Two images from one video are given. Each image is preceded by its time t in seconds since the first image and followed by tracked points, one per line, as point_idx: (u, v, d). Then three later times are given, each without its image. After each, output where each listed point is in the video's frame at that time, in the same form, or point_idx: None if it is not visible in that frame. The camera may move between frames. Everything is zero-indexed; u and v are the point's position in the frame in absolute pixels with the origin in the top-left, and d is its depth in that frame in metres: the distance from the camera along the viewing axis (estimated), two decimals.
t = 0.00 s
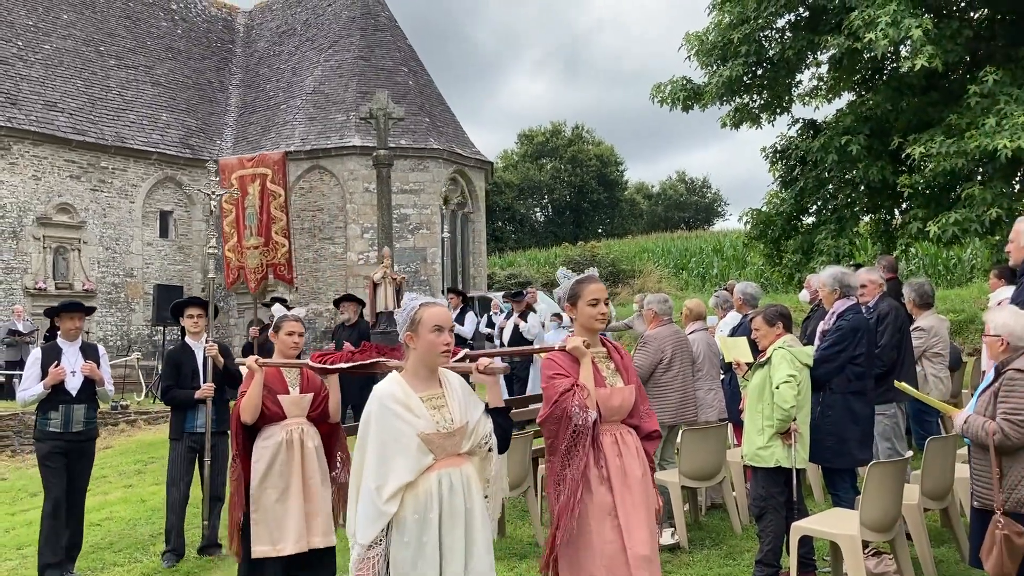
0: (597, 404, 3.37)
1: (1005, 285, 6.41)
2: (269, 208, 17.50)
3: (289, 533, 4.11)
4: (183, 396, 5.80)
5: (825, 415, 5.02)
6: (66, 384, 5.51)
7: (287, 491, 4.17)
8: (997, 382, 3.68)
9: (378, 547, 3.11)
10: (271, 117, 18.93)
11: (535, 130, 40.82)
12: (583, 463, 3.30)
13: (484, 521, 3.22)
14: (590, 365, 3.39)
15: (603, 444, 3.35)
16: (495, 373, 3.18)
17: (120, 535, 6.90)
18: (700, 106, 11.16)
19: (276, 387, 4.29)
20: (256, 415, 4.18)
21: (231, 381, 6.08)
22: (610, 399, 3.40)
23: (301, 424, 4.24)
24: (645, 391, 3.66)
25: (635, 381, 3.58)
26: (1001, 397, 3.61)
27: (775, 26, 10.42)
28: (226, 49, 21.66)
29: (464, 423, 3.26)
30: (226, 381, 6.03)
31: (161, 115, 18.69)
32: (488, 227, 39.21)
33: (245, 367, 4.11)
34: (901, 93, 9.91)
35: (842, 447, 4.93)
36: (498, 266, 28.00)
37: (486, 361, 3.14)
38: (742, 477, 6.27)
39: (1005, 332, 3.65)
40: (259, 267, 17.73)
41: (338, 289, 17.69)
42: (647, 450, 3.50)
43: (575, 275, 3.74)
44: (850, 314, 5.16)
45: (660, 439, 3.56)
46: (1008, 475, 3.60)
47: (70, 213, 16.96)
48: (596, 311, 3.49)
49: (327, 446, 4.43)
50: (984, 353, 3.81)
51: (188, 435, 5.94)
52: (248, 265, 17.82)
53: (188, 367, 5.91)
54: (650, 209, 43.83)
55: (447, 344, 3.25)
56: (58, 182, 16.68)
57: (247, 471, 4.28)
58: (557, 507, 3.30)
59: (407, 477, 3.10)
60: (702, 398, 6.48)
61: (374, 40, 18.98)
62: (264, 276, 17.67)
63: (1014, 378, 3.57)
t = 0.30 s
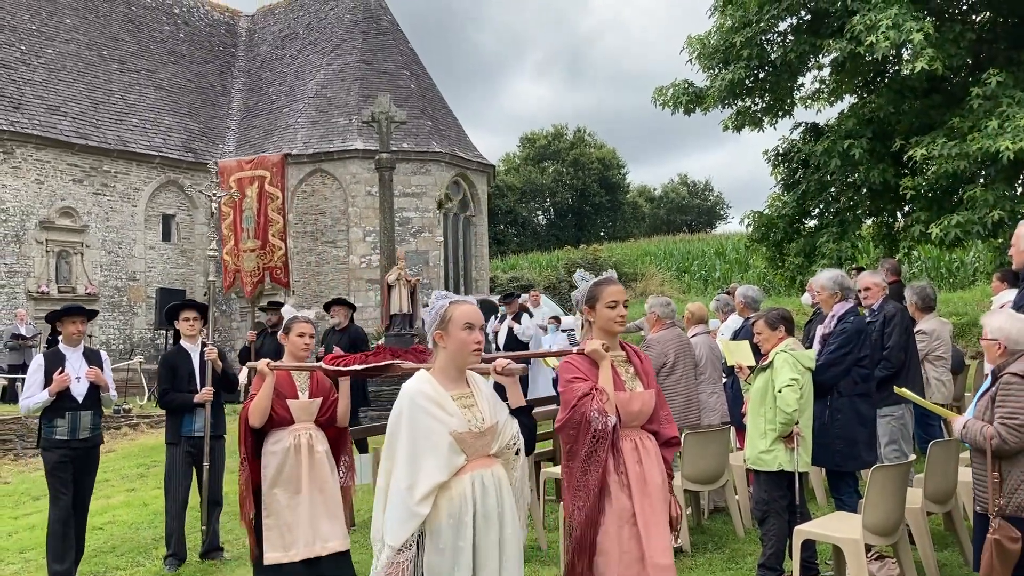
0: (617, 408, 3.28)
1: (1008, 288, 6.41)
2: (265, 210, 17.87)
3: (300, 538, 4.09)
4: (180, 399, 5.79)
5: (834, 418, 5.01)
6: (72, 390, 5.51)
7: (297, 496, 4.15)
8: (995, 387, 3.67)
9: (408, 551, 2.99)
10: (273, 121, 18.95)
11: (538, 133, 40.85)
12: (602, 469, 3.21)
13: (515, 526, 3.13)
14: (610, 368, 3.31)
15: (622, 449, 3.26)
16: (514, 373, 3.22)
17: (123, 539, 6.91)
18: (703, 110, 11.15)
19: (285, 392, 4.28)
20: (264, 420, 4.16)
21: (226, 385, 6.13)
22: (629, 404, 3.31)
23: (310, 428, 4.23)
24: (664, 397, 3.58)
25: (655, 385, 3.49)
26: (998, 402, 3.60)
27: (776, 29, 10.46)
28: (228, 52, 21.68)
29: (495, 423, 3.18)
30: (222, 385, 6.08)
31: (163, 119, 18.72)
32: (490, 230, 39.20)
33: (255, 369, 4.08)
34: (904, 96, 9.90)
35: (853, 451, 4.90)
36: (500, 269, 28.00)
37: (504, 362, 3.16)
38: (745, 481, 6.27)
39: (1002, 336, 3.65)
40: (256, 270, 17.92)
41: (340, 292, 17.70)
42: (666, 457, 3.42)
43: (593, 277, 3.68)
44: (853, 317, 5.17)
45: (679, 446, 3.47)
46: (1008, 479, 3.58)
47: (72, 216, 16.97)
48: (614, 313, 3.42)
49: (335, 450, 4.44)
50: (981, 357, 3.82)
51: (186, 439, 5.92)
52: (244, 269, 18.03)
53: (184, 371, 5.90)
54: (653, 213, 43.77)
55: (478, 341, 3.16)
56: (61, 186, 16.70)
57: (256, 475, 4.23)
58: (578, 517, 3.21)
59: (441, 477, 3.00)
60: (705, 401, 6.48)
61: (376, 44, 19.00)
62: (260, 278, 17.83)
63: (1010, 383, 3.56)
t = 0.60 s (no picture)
0: (643, 409, 3.23)
1: (1011, 291, 6.41)
2: (264, 210, 17.47)
3: (305, 545, 4.10)
4: (182, 403, 5.79)
5: (842, 421, 5.01)
6: (74, 390, 5.52)
7: (306, 501, 4.17)
8: (994, 389, 3.67)
9: (433, 556, 2.88)
10: (276, 124, 18.97)
11: (540, 135, 40.88)
12: (627, 471, 3.17)
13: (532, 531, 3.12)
14: (635, 369, 3.26)
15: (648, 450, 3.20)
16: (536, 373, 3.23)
17: (126, 541, 6.93)
18: (705, 112, 11.15)
19: (298, 396, 4.27)
20: (276, 425, 4.15)
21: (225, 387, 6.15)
22: (655, 404, 3.26)
23: (321, 434, 4.22)
24: (694, 399, 3.52)
25: (682, 386, 3.45)
26: (998, 404, 3.61)
27: (778, 31, 10.44)
28: (230, 55, 21.71)
29: (513, 428, 3.15)
30: (221, 388, 6.10)
31: (166, 122, 18.74)
32: (492, 232, 39.22)
33: (268, 374, 4.07)
34: (906, 98, 9.91)
35: (859, 453, 4.90)
36: (501, 271, 28.02)
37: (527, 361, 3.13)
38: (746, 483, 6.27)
39: (1003, 339, 3.66)
40: (252, 270, 17.55)
41: (343, 294, 17.71)
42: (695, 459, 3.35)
43: (616, 277, 3.63)
44: (855, 319, 5.16)
45: (710, 448, 3.40)
46: (1009, 481, 3.59)
47: (75, 219, 16.99)
48: (638, 312, 3.35)
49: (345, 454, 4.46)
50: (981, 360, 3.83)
51: (187, 442, 5.90)
52: (240, 270, 17.71)
53: (185, 374, 5.90)
54: (655, 215, 43.78)
55: (497, 342, 3.11)
56: (63, 188, 16.72)
57: (265, 479, 4.25)
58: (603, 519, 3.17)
59: (460, 481, 2.94)
60: (706, 403, 6.51)
61: (379, 46, 19.03)
62: (256, 279, 17.45)
63: (1009, 386, 3.58)
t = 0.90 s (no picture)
0: (668, 413, 3.22)
1: (1015, 291, 6.39)
2: (259, 212, 17.94)
3: (323, 547, 4.09)
4: (182, 404, 5.79)
5: (845, 422, 4.99)
6: (74, 392, 5.52)
7: (324, 503, 4.15)
8: (997, 390, 3.68)
9: (440, 565, 2.86)
10: (277, 124, 18.97)
11: (542, 136, 40.85)
12: (654, 476, 3.15)
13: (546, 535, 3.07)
14: (658, 371, 3.25)
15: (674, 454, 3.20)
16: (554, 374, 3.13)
17: (128, 542, 6.93)
18: (707, 113, 11.14)
19: (313, 397, 4.25)
20: (292, 427, 4.14)
21: (226, 388, 6.17)
22: (680, 407, 3.25)
23: (339, 434, 4.21)
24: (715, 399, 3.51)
25: (705, 388, 3.44)
26: (1002, 405, 3.61)
27: (780, 32, 10.42)
28: (232, 56, 21.73)
29: (526, 431, 3.07)
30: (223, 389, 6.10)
31: (168, 123, 18.75)
32: (494, 233, 39.20)
33: (283, 374, 4.07)
34: (908, 99, 9.90)
35: (862, 454, 4.90)
36: (503, 272, 28.01)
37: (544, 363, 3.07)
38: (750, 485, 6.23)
39: (1005, 339, 3.67)
40: (249, 272, 17.93)
41: (344, 295, 17.71)
42: (718, 462, 3.36)
43: (636, 276, 3.60)
44: (856, 320, 5.15)
45: (731, 449, 3.42)
46: (1010, 483, 3.58)
47: (77, 220, 17.01)
48: (661, 312, 3.33)
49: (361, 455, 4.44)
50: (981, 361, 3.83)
51: (188, 444, 5.87)
52: (236, 272, 18.05)
53: (187, 376, 5.89)
54: (657, 216, 43.76)
55: (511, 344, 3.07)
56: (65, 190, 16.73)
57: (280, 482, 4.22)
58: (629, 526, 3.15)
59: (471, 488, 2.89)
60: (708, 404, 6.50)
61: (380, 48, 19.04)
62: (253, 281, 17.89)
63: (1013, 385, 3.58)
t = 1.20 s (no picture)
0: (689, 412, 3.20)
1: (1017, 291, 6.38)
2: (253, 211, 17.81)
3: (340, 550, 4.04)
4: (181, 403, 5.78)
5: (842, 421, 4.98)
6: (77, 391, 5.52)
7: (340, 503, 4.12)
8: (1000, 389, 3.68)
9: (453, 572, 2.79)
10: (279, 124, 18.98)
11: (544, 135, 40.84)
12: (675, 477, 3.13)
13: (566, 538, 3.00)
14: (680, 370, 3.21)
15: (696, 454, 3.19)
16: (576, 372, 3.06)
17: (130, 541, 6.95)
18: (709, 112, 11.14)
19: (325, 395, 4.25)
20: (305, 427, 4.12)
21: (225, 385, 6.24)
22: (702, 407, 3.23)
23: (352, 432, 4.19)
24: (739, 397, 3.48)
25: (727, 386, 3.41)
26: (1006, 404, 3.62)
27: (782, 31, 10.42)
28: (235, 55, 21.75)
29: (546, 431, 3.01)
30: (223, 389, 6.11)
31: (170, 122, 18.76)
32: (496, 233, 39.20)
33: (293, 374, 4.04)
34: (910, 98, 9.91)
35: (861, 454, 4.89)
36: (506, 272, 28.02)
37: (565, 360, 3.02)
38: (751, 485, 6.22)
39: (1008, 339, 3.68)
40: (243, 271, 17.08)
41: (346, 295, 17.73)
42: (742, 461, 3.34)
43: (661, 269, 3.55)
44: (854, 319, 5.14)
45: (755, 449, 3.39)
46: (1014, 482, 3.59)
47: (79, 219, 17.03)
48: (686, 309, 3.32)
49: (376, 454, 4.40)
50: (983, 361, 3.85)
51: (187, 443, 5.85)
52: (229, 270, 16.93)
53: (186, 374, 5.90)
54: (659, 215, 43.74)
55: (527, 342, 3.01)
56: (68, 189, 16.75)
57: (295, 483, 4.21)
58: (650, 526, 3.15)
59: (497, 491, 2.82)
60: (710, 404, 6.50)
61: (383, 47, 19.03)
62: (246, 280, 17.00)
63: (1017, 385, 3.58)
